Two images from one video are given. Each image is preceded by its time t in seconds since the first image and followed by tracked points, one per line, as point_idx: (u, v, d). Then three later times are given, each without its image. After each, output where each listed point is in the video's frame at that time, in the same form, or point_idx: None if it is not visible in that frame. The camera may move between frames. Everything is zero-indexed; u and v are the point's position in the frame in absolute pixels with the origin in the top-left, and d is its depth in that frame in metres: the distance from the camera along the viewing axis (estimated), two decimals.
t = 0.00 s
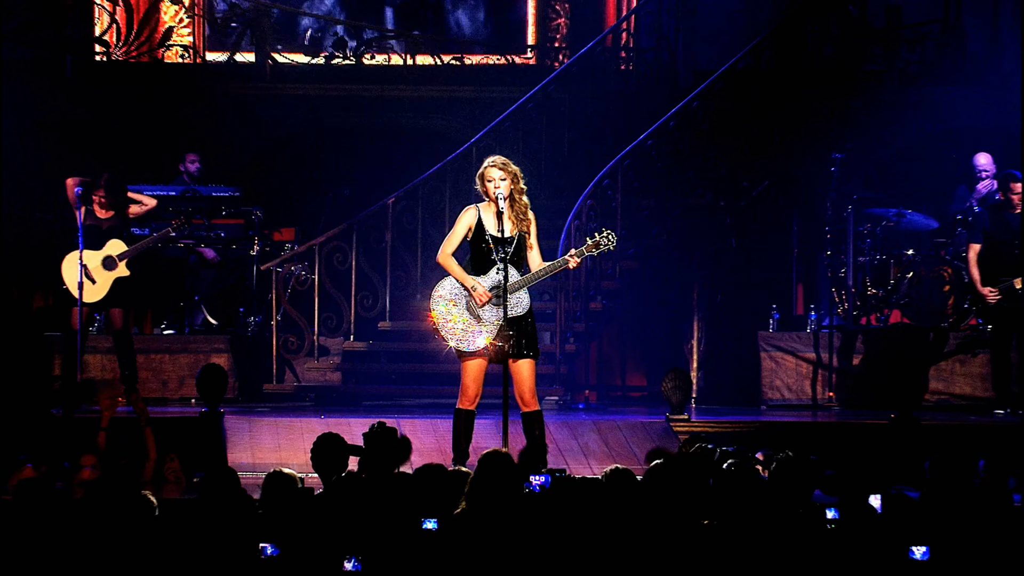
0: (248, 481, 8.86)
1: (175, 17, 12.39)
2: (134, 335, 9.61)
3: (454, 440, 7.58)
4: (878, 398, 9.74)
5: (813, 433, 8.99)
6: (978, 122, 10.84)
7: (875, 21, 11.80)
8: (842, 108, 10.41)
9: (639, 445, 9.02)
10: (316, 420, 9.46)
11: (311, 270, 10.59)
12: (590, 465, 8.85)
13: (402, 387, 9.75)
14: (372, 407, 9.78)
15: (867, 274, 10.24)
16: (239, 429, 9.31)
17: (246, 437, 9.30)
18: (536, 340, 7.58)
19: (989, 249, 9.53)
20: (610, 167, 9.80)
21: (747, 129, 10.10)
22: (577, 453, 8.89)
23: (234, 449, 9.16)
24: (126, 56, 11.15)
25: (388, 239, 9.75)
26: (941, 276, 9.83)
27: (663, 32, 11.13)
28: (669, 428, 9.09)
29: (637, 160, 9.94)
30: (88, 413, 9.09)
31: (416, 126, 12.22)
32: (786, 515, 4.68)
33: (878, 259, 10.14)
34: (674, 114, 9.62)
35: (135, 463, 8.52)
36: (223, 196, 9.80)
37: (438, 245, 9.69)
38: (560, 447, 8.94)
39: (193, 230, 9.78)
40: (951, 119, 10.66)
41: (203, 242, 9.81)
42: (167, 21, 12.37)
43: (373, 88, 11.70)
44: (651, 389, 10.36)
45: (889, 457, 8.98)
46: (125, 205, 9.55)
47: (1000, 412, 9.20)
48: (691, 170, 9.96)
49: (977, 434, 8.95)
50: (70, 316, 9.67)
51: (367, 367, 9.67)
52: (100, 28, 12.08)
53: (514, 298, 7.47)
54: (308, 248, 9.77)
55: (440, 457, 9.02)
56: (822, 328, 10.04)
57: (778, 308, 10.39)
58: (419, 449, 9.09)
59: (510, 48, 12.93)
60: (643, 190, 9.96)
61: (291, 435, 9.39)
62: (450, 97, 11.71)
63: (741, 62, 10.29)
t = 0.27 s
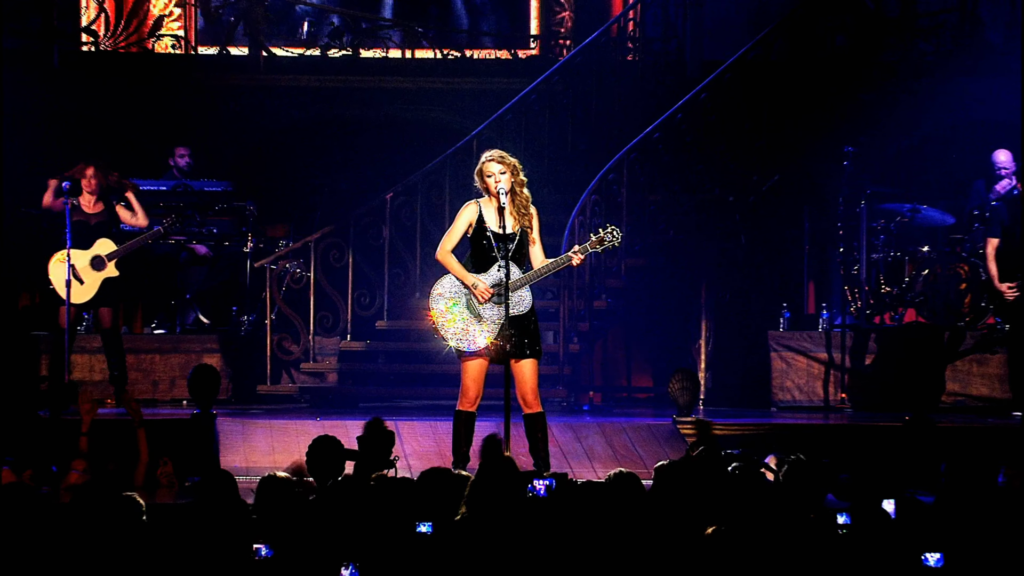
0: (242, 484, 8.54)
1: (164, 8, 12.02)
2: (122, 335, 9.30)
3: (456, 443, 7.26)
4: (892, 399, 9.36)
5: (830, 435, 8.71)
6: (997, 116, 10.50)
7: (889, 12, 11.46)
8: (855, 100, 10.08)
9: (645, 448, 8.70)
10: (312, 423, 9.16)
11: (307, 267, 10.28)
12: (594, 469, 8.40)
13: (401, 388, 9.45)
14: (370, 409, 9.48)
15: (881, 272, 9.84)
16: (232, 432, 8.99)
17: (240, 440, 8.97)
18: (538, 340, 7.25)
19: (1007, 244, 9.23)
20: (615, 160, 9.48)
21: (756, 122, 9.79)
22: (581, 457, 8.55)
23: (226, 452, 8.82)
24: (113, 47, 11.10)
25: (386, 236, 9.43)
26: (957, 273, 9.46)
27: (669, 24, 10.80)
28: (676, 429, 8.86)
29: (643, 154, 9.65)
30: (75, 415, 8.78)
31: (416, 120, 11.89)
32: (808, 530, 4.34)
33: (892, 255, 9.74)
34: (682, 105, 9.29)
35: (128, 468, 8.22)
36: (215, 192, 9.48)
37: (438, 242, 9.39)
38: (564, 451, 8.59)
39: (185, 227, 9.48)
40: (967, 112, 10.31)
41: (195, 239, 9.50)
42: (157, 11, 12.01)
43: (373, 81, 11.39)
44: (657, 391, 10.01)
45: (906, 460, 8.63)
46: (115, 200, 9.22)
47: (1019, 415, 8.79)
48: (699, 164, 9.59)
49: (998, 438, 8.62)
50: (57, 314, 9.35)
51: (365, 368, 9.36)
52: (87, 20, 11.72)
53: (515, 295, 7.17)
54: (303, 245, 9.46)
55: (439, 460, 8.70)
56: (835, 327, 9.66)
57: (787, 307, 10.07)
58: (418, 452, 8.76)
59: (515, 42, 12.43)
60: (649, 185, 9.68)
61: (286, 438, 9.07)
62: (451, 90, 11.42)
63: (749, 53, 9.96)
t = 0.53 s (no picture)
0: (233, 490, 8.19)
1: None
2: (110, 335, 8.96)
3: (456, 447, 6.87)
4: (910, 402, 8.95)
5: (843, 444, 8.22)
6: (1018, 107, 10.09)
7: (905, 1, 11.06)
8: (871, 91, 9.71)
9: (652, 453, 8.37)
10: (307, 426, 8.80)
11: (301, 264, 9.93)
12: (598, 475, 8.07)
13: (400, 391, 9.13)
14: (368, 412, 9.15)
15: (897, 271, 9.44)
16: (224, 436, 8.62)
17: (231, 444, 8.62)
18: (542, 341, 6.89)
19: None
20: (621, 154, 9.12)
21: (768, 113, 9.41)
22: (586, 462, 8.17)
23: (217, 456, 8.47)
24: (99, 38, 11.13)
25: (383, 232, 9.08)
26: (976, 272, 9.22)
27: (677, 13, 10.41)
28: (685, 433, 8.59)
29: (650, 147, 9.31)
30: (60, 419, 8.44)
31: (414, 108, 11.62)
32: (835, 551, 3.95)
33: (908, 252, 9.33)
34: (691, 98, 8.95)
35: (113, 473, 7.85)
36: (206, 186, 9.19)
37: (437, 238, 9.03)
38: (568, 456, 8.20)
39: (176, 223, 9.13)
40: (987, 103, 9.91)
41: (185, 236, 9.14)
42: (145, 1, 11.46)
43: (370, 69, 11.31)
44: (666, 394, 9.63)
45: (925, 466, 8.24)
46: (102, 195, 8.87)
47: None
48: (708, 158, 9.33)
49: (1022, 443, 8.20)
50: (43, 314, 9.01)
51: (362, 370, 9.02)
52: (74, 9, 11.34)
53: (518, 295, 6.79)
54: (298, 242, 9.12)
55: (438, 465, 8.30)
56: (850, 326, 9.29)
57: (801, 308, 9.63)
58: (416, 457, 8.40)
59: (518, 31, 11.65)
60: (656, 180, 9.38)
61: (280, 442, 8.73)
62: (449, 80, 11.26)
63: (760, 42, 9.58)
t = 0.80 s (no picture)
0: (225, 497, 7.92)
1: None
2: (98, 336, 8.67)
3: (456, 452, 6.57)
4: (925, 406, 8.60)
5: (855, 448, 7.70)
6: None
7: None
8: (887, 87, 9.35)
9: (657, 457, 8.09)
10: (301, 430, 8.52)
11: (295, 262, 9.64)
12: (602, 478, 7.86)
13: (397, 393, 8.84)
14: (364, 415, 8.87)
15: (910, 269, 9.11)
16: (215, 440, 8.35)
17: (223, 448, 8.35)
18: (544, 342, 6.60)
19: None
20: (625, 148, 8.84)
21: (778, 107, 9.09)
22: (589, 466, 7.92)
23: (209, 461, 8.20)
24: (85, 28, 10.85)
25: (379, 229, 8.78)
26: (992, 269, 8.73)
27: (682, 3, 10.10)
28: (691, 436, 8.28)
29: (655, 141, 9.01)
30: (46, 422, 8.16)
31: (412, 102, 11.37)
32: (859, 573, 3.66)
33: (921, 251, 9.00)
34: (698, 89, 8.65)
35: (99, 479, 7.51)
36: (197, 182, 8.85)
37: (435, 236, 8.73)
38: (570, 461, 7.93)
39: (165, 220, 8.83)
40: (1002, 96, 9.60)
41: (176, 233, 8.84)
42: None
43: (368, 62, 11.16)
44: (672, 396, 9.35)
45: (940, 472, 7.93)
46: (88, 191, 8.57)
47: None
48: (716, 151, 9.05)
49: None
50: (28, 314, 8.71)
51: (358, 371, 8.73)
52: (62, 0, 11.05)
53: (519, 294, 6.49)
54: (292, 240, 8.84)
55: (437, 470, 8.01)
56: (861, 327, 9.00)
57: (812, 307, 9.26)
58: (413, 460, 8.12)
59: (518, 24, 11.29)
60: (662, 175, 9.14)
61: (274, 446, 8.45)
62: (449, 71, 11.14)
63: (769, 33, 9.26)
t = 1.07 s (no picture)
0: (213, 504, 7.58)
1: None
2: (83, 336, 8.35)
3: (453, 458, 6.24)
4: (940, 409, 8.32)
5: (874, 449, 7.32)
6: None
7: None
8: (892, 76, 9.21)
9: (663, 462, 7.73)
10: (293, 434, 8.18)
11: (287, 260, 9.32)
12: (605, 484, 7.53)
13: (393, 396, 8.52)
14: (359, 418, 8.55)
15: (926, 267, 8.80)
16: (205, 445, 8.00)
17: (213, 453, 8.00)
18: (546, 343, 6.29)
19: None
20: (630, 141, 8.52)
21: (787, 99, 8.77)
22: (592, 471, 7.60)
23: (197, 466, 7.85)
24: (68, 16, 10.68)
25: (375, 225, 8.47)
26: (1012, 268, 8.61)
27: None
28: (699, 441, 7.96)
29: (661, 135, 8.66)
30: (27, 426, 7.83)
31: (409, 94, 11.10)
32: None
33: (939, 248, 8.71)
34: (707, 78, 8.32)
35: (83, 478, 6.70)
36: (185, 177, 8.54)
37: (433, 232, 8.40)
38: (573, 465, 7.64)
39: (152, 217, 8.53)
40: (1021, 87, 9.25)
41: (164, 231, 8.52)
42: None
43: (365, 53, 10.89)
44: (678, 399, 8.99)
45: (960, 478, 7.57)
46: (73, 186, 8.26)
47: None
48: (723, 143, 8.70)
49: None
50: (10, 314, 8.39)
51: (353, 373, 8.41)
52: None
53: (520, 293, 6.17)
54: (284, 237, 8.53)
55: (434, 476, 7.66)
56: (875, 327, 8.65)
57: (823, 306, 8.90)
58: (411, 466, 7.79)
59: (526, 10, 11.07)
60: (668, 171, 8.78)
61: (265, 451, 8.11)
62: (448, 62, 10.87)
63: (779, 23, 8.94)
